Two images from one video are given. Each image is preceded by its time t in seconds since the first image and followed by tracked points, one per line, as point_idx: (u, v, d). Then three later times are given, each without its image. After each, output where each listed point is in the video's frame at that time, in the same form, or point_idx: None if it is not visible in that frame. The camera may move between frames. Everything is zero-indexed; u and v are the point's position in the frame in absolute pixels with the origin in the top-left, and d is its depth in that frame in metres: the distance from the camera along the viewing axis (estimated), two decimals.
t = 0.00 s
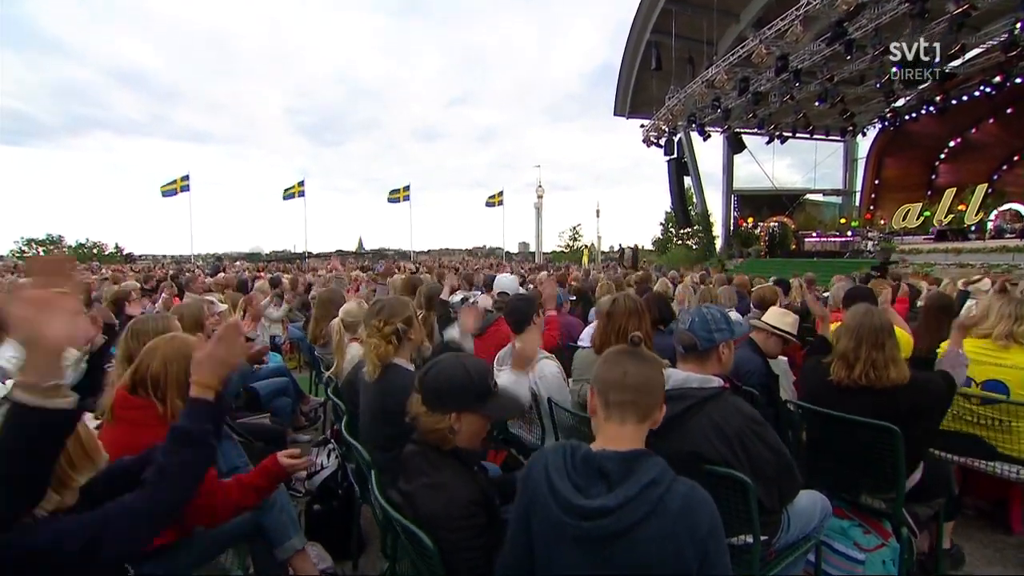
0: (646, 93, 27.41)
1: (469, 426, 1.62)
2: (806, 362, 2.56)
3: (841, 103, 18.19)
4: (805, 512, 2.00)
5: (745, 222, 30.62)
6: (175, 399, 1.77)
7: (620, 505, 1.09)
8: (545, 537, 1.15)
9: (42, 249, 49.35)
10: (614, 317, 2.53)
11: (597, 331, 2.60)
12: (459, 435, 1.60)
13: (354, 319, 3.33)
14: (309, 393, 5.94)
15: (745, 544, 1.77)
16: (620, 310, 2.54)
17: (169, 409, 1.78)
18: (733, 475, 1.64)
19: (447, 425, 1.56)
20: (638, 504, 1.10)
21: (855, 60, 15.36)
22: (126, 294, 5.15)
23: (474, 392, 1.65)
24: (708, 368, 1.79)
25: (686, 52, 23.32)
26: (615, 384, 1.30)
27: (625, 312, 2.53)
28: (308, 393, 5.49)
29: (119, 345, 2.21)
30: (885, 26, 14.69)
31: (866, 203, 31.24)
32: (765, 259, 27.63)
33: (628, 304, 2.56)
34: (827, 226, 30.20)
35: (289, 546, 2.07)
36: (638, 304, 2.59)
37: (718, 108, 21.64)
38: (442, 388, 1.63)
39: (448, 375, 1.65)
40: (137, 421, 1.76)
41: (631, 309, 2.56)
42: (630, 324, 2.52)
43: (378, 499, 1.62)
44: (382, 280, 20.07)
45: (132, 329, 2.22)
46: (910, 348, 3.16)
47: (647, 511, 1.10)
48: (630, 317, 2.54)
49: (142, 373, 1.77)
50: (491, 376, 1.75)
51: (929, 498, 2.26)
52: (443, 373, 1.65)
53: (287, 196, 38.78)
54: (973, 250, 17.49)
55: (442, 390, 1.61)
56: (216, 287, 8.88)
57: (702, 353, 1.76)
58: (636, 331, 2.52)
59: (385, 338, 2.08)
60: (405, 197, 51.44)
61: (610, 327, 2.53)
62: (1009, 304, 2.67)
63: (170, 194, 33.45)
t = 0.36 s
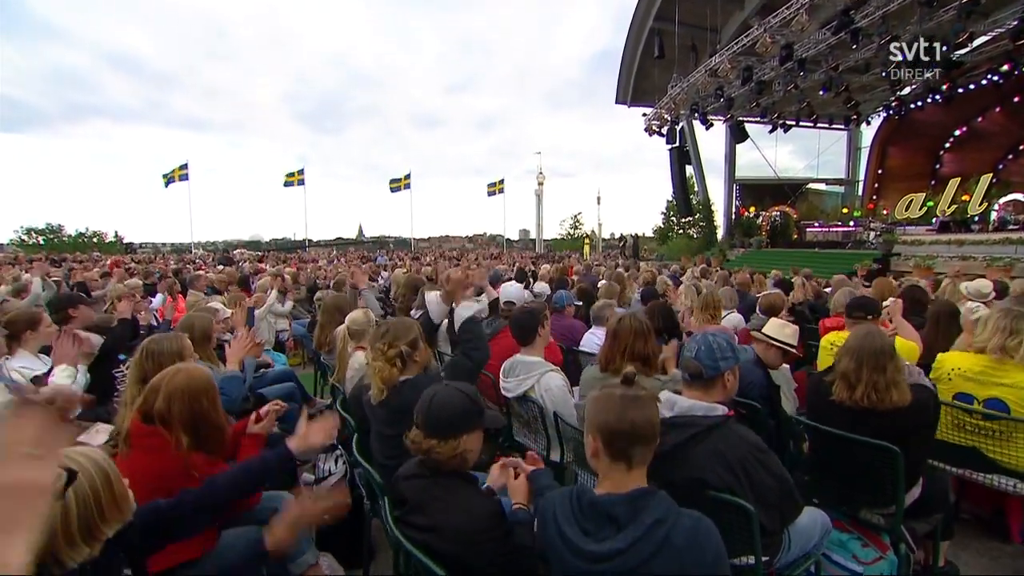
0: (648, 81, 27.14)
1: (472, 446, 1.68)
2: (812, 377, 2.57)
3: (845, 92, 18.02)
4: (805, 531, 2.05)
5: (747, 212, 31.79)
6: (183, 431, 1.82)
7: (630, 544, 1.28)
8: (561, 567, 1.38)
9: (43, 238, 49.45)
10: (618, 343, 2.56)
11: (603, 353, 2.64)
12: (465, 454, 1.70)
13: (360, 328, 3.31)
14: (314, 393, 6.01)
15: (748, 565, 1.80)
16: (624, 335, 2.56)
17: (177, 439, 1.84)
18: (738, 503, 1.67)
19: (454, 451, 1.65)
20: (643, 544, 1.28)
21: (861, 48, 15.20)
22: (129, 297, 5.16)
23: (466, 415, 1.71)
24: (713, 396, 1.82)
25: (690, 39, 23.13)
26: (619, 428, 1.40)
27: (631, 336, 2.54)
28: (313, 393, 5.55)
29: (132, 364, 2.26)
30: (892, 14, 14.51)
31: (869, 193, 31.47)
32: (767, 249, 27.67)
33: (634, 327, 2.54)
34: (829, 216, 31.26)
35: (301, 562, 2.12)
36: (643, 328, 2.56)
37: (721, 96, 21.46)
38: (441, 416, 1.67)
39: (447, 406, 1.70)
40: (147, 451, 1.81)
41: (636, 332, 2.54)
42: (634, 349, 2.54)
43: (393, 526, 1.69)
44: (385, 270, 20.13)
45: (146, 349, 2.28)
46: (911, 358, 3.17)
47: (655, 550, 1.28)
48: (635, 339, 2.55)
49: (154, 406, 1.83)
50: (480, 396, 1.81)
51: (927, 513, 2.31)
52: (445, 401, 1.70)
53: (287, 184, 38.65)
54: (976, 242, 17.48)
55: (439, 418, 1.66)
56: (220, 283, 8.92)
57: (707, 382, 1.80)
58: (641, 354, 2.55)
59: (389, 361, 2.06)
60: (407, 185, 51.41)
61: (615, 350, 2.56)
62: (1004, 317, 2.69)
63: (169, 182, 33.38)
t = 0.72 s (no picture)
0: (651, 69, 26.91)
1: (474, 472, 1.71)
2: (809, 394, 2.61)
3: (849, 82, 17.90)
4: (803, 551, 2.11)
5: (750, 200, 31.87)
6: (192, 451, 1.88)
7: (623, 558, 1.38)
8: None
9: (44, 226, 49.65)
10: (608, 363, 2.51)
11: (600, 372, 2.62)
12: (466, 482, 1.71)
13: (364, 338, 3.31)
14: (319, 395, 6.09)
15: None
16: (613, 354, 2.49)
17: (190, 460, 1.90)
18: (737, 529, 1.72)
19: (455, 479, 1.68)
20: (636, 557, 1.38)
21: (866, 37, 15.09)
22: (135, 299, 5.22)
23: (462, 446, 1.68)
24: (714, 424, 1.87)
25: (693, 27, 23.00)
26: (603, 466, 1.48)
27: (620, 354, 2.46)
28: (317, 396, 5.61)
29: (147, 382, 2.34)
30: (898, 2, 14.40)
31: (872, 183, 31.61)
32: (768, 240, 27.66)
33: (626, 345, 2.46)
34: (832, 205, 31.47)
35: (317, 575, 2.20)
36: (633, 347, 2.46)
37: (724, 85, 21.31)
38: (437, 447, 1.67)
39: (441, 435, 1.69)
40: (168, 476, 1.88)
41: (625, 350, 2.46)
42: (624, 368, 2.47)
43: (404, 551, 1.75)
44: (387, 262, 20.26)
45: (159, 370, 2.33)
46: (909, 367, 3.12)
47: (644, 564, 1.37)
48: (625, 358, 2.46)
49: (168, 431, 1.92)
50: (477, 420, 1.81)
51: (922, 530, 2.36)
52: (437, 435, 1.67)
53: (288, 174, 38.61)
54: (978, 235, 17.48)
55: (438, 450, 1.65)
56: (224, 280, 9.00)
57: (710, 411, 1.85)
58: (636, 373, 2.47)
59: (399, 391, 2.10)
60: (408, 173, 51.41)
61: (606, 371, 2.52)
62: (994, 336, 2.72)
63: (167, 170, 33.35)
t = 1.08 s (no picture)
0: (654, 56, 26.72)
1: (477, 508, 1.78)
2: (808, 412, 2.68)
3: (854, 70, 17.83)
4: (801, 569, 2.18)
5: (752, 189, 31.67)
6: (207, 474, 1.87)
7: None
8: None
9: (46, 214, 49.95)
10: (591, 383, 2.57)
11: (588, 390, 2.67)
12: (469, 515, 1.79)
13: (369, 348, 3.37)
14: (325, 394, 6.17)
15: None
16: (593, 373, 2.55)
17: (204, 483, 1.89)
18: (739, 557, 1.76)
19: (456, 513, 1.76)
20: None
21: (872, 26, 15.02)
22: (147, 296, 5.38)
23: (469, 480, 1.75)
24: (714, 451, 1.93)
25: (697, 13, 22.79)
26: (616, 500, 1.55)
27: (601, 373, 2.51)
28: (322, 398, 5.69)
29: (159, 405, 2.39)
30: None
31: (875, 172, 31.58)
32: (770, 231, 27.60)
33: (607, 364, 2.50)
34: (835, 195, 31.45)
35: None
36: (615, 367, 2.49)
37: (728, 74, 21.22)
38: (443, 481, 1.75)
39: (445, 470, 1.76)
40: (181, 500, 1.89)
41: (606, 370, 2.50)
42: (604, 387, 2.51)
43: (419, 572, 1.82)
44: (389, 254, 20.33)
45: (171, 391, 2.37)
46: (902, 375, 3.15)
47: None
48: (606, 377, 2.50)
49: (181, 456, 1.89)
50: (484, 457, 1.86)
51: (916, 545, 2.42)
52: (445, 469, 1.74)
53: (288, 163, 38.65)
54: (981, 227, 17.45)
55: (444, 486, 1.73)
56: (229, 278, 9.08)
57: (712, 439, 1.90)
58: (619, 392, 2.49)
59: (411, 416, 2.21)
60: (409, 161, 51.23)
61: (589, 391, 2.59)
62: (986, 349, 2.74)
63: (170, 158, 33.43)
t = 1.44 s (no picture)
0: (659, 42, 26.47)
1: (501, 536, 1.87)
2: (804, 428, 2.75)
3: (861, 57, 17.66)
4: None
5: (755, 177, 32.39)
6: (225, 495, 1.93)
7: None
8: None
9: (47, 201, 50.04)
10: (599, 399, 2.64)
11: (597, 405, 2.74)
12: (491, 540, 1.88)
13: (375, 359, 3.42)
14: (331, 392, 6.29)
15: None
16: (602, 390, 2.62)
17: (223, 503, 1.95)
18: None
19: (479, 537, 1.88)
20: None
21: (881, 12, 14.86)
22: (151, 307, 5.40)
23: (497, 507, 1.84)
24: (714, 475, 2.01)
25: None
26: (632, 546, 1.67)
27: (609, 390, 2.58)
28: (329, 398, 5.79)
29: (180, 425, 2.47)
30: None
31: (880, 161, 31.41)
32: (773, 220, 27.54)
33: (614, 383, 2.58)
34: (838, 184, 31.49)
35: None
36: (622, 386, 2.56)
37: (733, 61, 21.05)
38: (474, 506, 1.86)
39: (477, 495, 1.85)
40: (205, 523, 1.94)
41: (613, 388, 2.57)
42: (612, 404, 2.58)
43: None
44: (391, 245, 20.42)
45: (191, 411, 2.46)
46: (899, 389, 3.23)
47: None
48: (615, 396, 2.58)
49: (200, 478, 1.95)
50: (516, 489, 1.90)
51: (905, 558, 2.52)
52: (484, 494, 1.82)
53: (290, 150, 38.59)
54: (986, 219, 17.38)
55: (476, 510, 1.85)
56: (234, 273, 9.14)
57: (711, 464, 1.98)
58: (626, 409, 2.56)
59: (420, 438, 2.30)
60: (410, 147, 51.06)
61: (597, 407, 2.65)
62: (980, 370, 2.79)
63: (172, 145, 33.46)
